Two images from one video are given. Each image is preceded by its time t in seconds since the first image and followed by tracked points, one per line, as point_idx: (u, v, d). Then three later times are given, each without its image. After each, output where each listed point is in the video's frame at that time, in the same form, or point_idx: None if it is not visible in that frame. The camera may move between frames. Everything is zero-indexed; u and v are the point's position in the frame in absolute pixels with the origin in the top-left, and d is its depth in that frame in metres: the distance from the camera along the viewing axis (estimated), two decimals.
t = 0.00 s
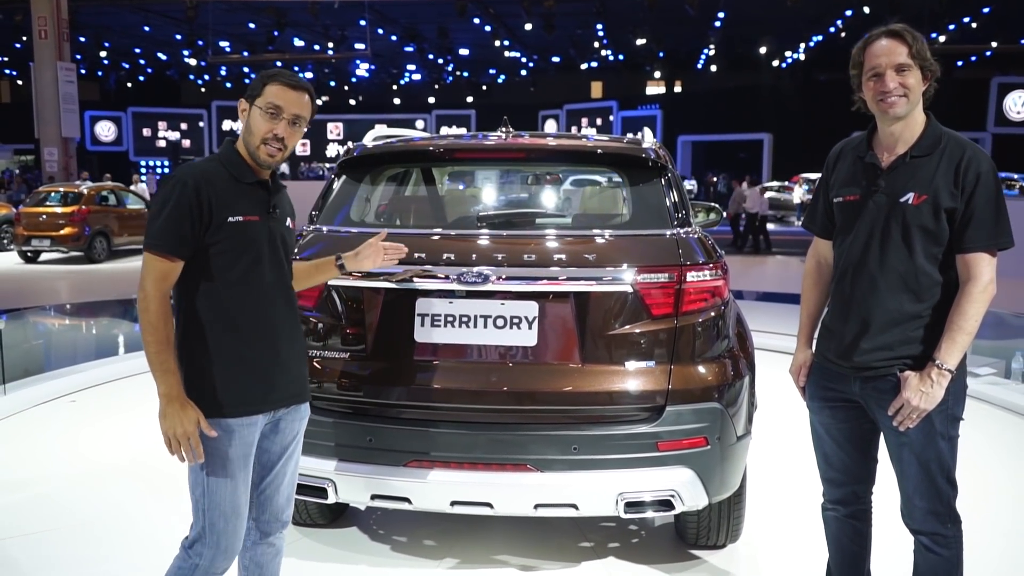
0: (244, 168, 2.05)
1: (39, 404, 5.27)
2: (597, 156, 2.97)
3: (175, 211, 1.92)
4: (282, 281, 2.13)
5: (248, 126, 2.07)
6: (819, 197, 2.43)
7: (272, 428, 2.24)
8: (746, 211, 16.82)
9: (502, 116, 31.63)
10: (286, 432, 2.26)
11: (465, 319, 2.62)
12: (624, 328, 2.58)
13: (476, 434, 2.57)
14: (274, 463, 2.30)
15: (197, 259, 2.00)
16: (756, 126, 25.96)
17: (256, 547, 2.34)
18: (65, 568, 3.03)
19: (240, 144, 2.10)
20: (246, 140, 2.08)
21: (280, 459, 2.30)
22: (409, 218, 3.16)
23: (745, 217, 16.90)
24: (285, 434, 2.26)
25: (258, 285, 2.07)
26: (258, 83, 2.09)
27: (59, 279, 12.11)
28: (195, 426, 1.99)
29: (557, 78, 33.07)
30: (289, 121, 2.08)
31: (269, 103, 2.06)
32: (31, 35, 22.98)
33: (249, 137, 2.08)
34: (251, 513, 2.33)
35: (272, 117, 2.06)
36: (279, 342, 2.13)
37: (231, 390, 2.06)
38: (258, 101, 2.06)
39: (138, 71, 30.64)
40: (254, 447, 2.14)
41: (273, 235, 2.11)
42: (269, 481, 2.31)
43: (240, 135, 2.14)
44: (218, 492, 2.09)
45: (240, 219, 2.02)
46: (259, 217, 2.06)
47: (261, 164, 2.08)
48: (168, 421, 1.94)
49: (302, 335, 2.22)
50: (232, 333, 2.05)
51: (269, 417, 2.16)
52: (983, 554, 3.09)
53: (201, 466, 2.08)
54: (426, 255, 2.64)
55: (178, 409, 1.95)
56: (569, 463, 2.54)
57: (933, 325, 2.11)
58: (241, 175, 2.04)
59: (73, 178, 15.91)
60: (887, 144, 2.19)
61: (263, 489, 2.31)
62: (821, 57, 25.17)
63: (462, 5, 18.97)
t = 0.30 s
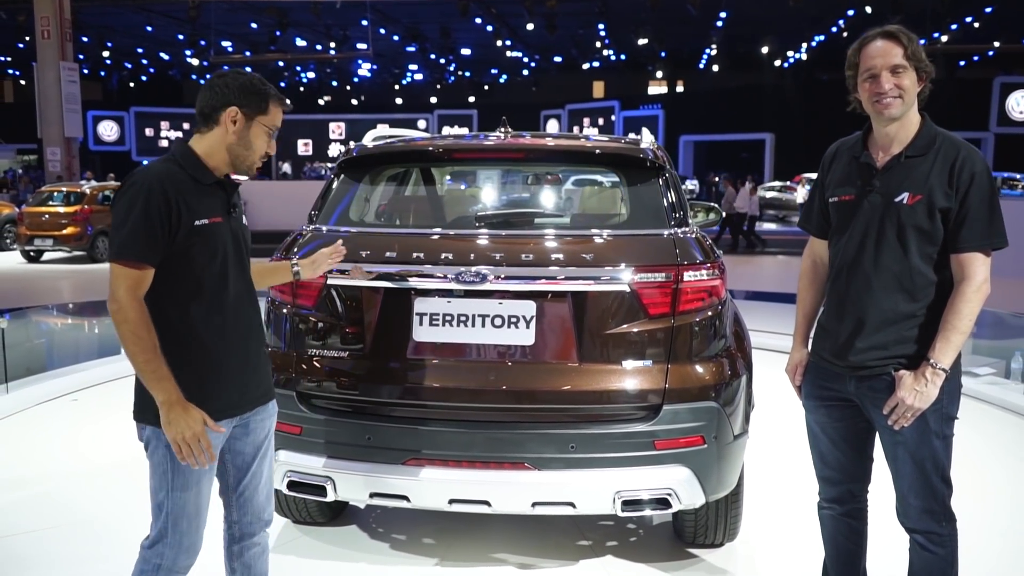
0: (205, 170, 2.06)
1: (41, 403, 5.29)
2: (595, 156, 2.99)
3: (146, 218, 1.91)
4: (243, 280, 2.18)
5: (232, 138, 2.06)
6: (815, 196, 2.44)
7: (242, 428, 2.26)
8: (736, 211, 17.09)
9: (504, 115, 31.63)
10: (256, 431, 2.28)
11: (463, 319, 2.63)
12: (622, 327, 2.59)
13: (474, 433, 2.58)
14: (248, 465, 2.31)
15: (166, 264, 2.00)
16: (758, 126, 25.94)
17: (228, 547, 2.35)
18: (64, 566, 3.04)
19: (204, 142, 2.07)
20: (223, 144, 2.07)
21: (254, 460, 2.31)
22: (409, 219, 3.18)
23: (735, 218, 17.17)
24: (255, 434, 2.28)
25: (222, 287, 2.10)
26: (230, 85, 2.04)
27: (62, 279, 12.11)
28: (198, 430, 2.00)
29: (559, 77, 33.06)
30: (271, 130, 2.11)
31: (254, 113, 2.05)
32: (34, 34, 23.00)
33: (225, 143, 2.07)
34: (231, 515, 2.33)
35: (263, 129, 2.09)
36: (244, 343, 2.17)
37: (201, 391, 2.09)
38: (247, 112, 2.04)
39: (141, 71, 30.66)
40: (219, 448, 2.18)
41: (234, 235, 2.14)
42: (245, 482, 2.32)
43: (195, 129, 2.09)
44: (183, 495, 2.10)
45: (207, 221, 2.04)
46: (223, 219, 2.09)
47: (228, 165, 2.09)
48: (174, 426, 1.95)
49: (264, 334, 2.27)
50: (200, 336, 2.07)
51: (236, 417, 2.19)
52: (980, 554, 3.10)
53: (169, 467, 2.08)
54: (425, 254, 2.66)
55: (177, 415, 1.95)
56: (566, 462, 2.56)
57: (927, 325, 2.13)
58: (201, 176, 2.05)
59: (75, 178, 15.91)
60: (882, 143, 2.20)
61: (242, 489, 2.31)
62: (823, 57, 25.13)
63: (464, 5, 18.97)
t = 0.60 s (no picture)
0: (172, 174, 2.09)
1: (45, 402, 5.32)
2: (596, 157, 3.01)
3: (118, 226, 1.93)
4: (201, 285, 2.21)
5: (203, 143, 2.10)
6: (814, 196, 2.45)
7: (203, 431, 2.29)
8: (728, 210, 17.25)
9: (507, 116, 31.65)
10: (219, 434, 2.33)
11: (464, 318, 2.65)
12: (623, 326, 2.61)
13: (475, 431, 2.60)
14: (218, 467, 2.35)
15: (134, 271, 2.03)
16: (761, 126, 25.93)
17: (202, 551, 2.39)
18: (65, 564, 3.07)
19: (170, 145, 2.09)
20: (192, 147, 2.10)
21: (221, 462, 2.35)
22: (411, 219, 3.23)
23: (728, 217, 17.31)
24: (220, 435, 2.33)
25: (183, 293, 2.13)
26: (201, 88, 2.06)
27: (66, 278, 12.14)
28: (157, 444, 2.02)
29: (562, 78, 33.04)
30: (238, 134, 2.16)
31: (223, 119, 2.10)
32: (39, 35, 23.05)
33: (195, 146, 2.10)
34: (216, 518, 2.38)
35: (233, 134, 2.14)
36: (204, 347, 2.21)
37: (165, 395, 2.13)
38: (219, 119, 2.09)
39: (145, 71, 30.72)
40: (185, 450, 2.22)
41: (196, 240, 2.18)
42: (214, 483, 2.35)
43: (162, 129, 2.11)
44: (152, 496, 2.14)
45: (174, 228, 2.08)
46: (188, 224, 2.14)
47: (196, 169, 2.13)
48: (133, 439, 1.96)
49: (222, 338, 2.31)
50: (165, 341, 2.11)
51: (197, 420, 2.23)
52: (978, 553, 3.12)
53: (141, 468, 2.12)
54: (427, 254, 2.68)
55: (139, 429, 1.97)
56: (567, 460, 2.58)
57: (925, 324, 2.14)
58: (169, 180, 2.07)
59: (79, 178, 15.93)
60: (881, 142, 2.22)
61: (218, 489, 2.36)
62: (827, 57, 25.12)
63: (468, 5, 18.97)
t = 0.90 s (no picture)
0: (167, 172, 2.12)
1: (60, 399, 5.42)
2: (603, 157, 3.02)
3: (105, 220, 1.96)
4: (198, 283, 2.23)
5: (194, 139, 2.12)
6: (820, 197, 2.46)
7: (205, 429, 2.33)
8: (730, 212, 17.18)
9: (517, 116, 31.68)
10: (220, 431, 2.35)
11: (471, 317, 2.67)
12: (628, 326, 2.62)
13: (481, 430, 2.62)
14: (216, 466, 2.39)
15: (124, 266, 2.06)
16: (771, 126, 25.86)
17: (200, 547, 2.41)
18: (75, 559, 3.12)
19: (164, 143, 2.12)
20: (182, 144, 2.13)
21: (221, 461, 2.39)
22: (418, 219, 3.29)
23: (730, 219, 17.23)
24: (221, 433, 2.36)
25: (175, 291, 2.15)
26: (192, 87, 2.09)
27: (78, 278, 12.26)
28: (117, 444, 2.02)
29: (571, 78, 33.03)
30: (231, 131, 2.18)
31: (216, 115, 2.13)
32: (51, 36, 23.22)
33: (187, 143, 2.13)
34: (202, 516, 2.41)
35: (225, 129, 2.16)
36: (199, 344, 2.23)
37: (158, 391, 2.14)
38: (209, 115, 2.11)
39: (156, 72, 30.89)
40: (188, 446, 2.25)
41: (190, 237, 2.20)
42: (211, 480, 2.40)
43: (157, 128, 2.14)
44: (155, 488, 2.17)
45: (168, 224, 2.11)
46: (182, 221, 2.16)
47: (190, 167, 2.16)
48: (90, 438, 1.97)
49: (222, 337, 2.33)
50: (159, 338, 2.13)
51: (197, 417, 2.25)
52: (984, 554, 3.12)
53: (141, 462, 2.15)
54: (434, 255, 2.70)
55: (100, 428, 1.98)
56: (572, 459, 2.59)
57: (929, 325, 2.15)
58: (162, 177, 2.11)
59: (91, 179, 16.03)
60: (886, 143, 2.23)
61: (211, 489, 2.40)
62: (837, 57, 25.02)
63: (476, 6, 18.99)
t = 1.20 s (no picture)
0: (184, 170, 2.15)
1: (72, 397, 5.47)
2: (611, 157, 3.03)
3: (124, 218, 2.00)
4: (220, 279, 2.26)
5: (197, 133, 2.15)
6: (826, 198, 2.46)
7: (218, 422, 2.34)
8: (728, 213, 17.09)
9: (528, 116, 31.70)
10: (231, 425, 2.37)
11: (478, 316, 2.69)
12: (634, 325, 2.63)
13: (488, 429, 2.63)
14: (222, 458, 2.41)
15: (147, 263, 2.10)
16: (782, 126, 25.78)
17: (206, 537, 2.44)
18: (88, 556, 3.16)
19: (179, 142, 2.16)
20: (189, 142, 2.15)
21: (228, 451, 2.41)
22: (426, 218, 3.33)
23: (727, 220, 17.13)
24: (233, 427, 2.38)
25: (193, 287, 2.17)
26: (195, 82, 2.12)
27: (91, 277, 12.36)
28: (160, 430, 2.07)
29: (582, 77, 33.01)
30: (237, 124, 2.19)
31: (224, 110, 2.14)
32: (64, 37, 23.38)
33: (193, 137, 2.15)
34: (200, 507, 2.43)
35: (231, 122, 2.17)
36: (217, 338, 2.25)
37: (183, 383, 2.17)
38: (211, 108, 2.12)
39: (168, 73, 31.06)
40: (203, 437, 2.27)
41: (210, 234, 2.23)
42: (217, 472, 2.42)
43: (171, 127, 2.18)
44: (168, 477, 2.20)
45: (185, 221, 2.14)
46: (200, 217, 2.19)
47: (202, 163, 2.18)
48: (135, 425, 2.02)
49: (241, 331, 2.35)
50: (182, 333, 2.16)
51: (214, 409, 2.28)
52: (992, 553, 3.12)
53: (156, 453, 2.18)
54: (442, 254, 2.72)
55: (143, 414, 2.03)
56: (579, 457, 2.60)
57: (937, 323, 2.15)
58: (179, 175, 2.14)
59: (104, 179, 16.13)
60: (891, 144, 2.24)
61: (213, 484, 2.42)
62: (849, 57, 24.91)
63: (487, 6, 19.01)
